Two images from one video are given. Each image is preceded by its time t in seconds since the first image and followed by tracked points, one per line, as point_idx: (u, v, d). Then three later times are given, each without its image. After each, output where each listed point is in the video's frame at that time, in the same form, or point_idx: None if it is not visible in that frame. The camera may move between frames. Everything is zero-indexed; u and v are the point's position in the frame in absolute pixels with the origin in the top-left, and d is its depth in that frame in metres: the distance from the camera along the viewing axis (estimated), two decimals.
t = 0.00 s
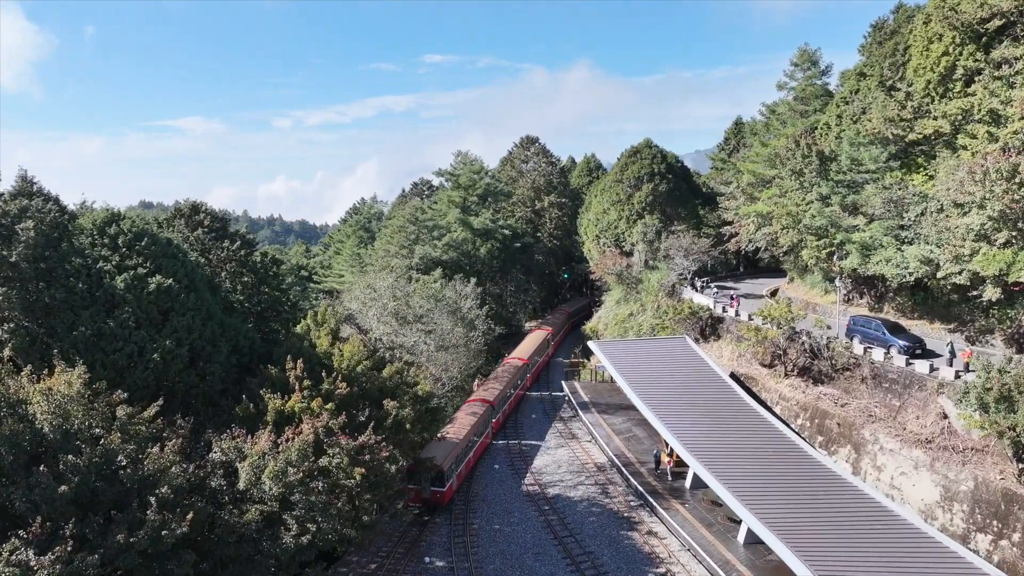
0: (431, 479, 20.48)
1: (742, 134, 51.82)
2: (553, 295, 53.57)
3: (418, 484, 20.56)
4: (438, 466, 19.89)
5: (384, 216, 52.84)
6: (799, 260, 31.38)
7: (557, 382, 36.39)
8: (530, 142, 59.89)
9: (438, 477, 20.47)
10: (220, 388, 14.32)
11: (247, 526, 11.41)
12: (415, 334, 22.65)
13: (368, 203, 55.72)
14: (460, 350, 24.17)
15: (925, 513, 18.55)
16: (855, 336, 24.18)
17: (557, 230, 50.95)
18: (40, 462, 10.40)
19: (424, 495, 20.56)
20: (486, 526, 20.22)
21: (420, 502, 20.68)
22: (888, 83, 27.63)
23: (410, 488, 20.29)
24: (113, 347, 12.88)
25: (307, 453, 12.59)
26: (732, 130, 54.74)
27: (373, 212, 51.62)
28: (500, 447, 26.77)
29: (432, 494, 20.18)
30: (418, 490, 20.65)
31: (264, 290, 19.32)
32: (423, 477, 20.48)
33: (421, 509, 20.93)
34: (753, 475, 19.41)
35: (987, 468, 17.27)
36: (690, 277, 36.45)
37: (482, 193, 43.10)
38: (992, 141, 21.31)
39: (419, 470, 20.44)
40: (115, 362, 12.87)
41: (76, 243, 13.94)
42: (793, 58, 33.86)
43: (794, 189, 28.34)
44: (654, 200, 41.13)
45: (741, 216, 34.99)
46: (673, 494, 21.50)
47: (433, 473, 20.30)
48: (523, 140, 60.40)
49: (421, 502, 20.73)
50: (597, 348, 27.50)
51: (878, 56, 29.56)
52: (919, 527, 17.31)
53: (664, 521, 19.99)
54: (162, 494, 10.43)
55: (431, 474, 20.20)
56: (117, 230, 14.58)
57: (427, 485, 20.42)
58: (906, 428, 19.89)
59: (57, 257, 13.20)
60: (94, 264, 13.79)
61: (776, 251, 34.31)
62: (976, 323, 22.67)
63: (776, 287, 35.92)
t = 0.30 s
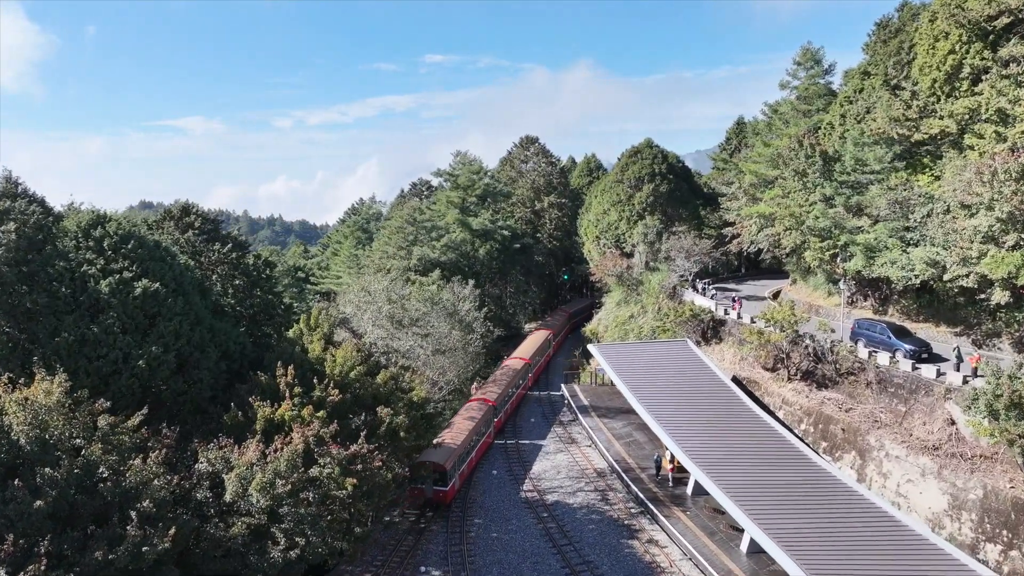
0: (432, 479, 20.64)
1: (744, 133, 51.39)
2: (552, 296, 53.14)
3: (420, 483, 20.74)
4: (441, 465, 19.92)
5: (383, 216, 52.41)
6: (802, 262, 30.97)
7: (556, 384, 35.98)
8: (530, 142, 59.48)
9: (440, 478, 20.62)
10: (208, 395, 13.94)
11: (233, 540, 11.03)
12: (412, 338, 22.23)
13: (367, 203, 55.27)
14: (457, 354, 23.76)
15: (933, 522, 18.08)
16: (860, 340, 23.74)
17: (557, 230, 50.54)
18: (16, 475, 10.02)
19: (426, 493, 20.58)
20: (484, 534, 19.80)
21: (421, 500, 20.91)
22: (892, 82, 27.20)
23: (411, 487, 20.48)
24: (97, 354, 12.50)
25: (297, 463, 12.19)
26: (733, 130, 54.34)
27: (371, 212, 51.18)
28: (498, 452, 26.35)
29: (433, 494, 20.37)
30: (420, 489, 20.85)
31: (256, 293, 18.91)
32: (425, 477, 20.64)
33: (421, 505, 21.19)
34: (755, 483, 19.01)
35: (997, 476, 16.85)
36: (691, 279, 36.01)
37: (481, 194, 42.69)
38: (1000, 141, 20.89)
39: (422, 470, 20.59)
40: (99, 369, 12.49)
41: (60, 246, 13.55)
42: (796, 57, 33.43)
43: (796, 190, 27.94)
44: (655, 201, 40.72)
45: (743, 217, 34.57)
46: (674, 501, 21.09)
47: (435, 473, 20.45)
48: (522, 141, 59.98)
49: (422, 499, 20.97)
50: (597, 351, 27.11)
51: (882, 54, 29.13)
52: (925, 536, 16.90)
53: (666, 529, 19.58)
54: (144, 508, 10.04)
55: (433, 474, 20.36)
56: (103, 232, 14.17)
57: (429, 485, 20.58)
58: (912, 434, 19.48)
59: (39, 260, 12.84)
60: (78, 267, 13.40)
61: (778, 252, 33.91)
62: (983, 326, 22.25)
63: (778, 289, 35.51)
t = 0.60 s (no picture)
0: (435, 478, 20.78)
1: (746, 133, 50.93)
2: (552, 298, 52.72)
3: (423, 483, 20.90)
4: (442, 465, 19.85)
5: (381, 217, 52.01)
6: (804, 264, 30.53)
7: (556, 387, 35.56)
8: (530, 142, 59.09)
9: (442, 477, 20.76)
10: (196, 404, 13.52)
11: (219, 556, 10.61)
12: (408, 342, 21.79)
13: (366, 204, 54.90)
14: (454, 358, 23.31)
15: (941, 532, 17.60)
16: (865, 343, 23.31)
17: (557, 231, 50.13)
18: None
19: (430, 493, 20.59)
20: (481, 542, 19.36)
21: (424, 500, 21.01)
22: (898, 81, 26.76)
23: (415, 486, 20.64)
24: (80, 361, 12.10)
25: (286, 475, 11.77)
26: (735, 130, 53.92)
27: (370, 213, 50.79)
28: (497, 457, 25.93)
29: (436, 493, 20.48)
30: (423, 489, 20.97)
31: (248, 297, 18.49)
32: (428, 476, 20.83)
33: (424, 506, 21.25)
34: (758, 491, 18.59)
35: (1007, 484, 16.40)
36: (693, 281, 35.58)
37: (480, 194, 42.27)
38: (1008, 141, 20.46)
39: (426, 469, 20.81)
40: (82, 377, 12.09)
41: (42, 250, 13.14)
42: (799, 56, 33.00)
43: (800, 191, 27.53)
44: (656, 201, 40.29)
45: (744, 218, 34.13)
46: (676, 509, 20.65)
47: (437, 472, 20.60)
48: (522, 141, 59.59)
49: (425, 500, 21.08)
50: (597, 355, 26.69)
51: (887, 53, 28.69)
52: (932, 546, 16.47)
53: (667, 537, 19.16)
54: (124, 524, 9.62)
55: (436, 473, 20.52)
56: (88, 235, 13.77)
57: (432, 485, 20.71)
58: (919, 441, 19.03)
59: (20, 265, 12.44)
60: (61, 272, 12.99)
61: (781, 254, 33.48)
62: (990, 330, 21.81)
63: (781, 291, 35.08)
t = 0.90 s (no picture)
0: (439, 477, 20.97)
1: (747, 134, 50.50)
2: (552, 299, 52.30)
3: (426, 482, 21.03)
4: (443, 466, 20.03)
5: (380, 218, 51.58)
6: (807, 266, 30.12)
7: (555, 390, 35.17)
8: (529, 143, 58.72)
9: (445, 476, 20.92)
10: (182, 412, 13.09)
11: (202, 573, 10.18)
12: (404, 346, 21.37)
13: (364, 204, 54.49)
14: (450, 363, 22.89)
15: (949, 542, 17.14)
16: (870, 347, 22.89)
17: (556, 232, 49.73)
18: None
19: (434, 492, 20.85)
20: (479, 551, 18.90)
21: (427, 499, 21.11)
22: (902, 80, 26.35)
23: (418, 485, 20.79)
24: (62, 369, 11.65)
25: (274, 486, 11.35)
26: (736, 130, 53.51)
27: (368, 214, 50.38)
28: (495, 463, 25.50)
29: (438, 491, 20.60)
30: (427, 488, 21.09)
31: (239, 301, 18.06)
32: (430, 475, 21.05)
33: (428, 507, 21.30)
34: (760, 499, 18.17)
35: (1017, 494, 15.94)
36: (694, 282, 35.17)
37: (479, 195, 41.85)
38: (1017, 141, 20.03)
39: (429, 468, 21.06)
40: (64, 386, 11.63)
41: (23, 254, 12.72)
42: (801, 55, 32.58)
43: (803, 192, 27.12)
44: (656, 202, 39.88)
45: (746, 219, 33.71)
46: (678, 517, 20.22)
47: (441, 471, 20.78)
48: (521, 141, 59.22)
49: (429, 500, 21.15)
50: (597, 359, 26.28)
51: (891, 52, 28.26)
52: (939, 557, 16.05)
53: (668, 546, 18.74)
54: (103, 541, 9.19)
55: (439, 471, 20.70)
56: (71, 238, 13.35)
57: (435, 483, 20.86)
58: (925, 447, 18.58)
59: None
60: (43, 277, 12.56)
61: (783, 256, 33.06)
62: (997, 333, 21.39)
63: (783, 293, 34.67)
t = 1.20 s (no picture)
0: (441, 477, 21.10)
1: (749, 134, 50.10)
2: (551, 301, 51.92)
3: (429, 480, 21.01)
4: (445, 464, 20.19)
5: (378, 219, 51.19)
6: (810, 268, 29.74)
7: (554, 393, 34.78)
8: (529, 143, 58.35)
9: (449, 475, 20.86)
10: (168, 421, 12.68)
11: None
12: (400, 350, 20.94)
13: (362, 205, 54.07)
14: (447, 367, 22.45)
15: (957, 552, 16.70)
16: (875, 352, 22.45)
17: (556, 233, 49.33)
18: None
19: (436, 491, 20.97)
20: (476, 560, 18.48)
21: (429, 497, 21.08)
22: (907, 80, 25.94)
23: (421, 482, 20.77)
24: (42, 377, 11.20)
25: (261, 499, 10.93)
26: (738, 130, 53.10)
27: (366, 214, 49.97)
28: (493, 468, 25.07)
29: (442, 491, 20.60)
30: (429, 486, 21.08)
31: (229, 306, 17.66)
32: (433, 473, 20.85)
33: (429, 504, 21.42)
34: (763, 508, 17.72)
35: None
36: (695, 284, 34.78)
37: (478, 196, 41.45)
38: None
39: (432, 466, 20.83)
40: (44, 395, 11.18)
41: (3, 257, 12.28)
42: (804, 53, 32.17)
43: (806, 193, 26.71)
44: (657, 203, 39.48)
45: (748, 220, 33.30)
46: (679, 525, 19.80)
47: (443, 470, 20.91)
48: (520, 141, 58.83)
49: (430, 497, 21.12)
50: (597, 362, 25.87)
51: (895, 51, 27.85)
52: (946, 568, 15.65)
53: (669, 555, 18.33)
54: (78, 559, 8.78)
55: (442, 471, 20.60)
56: (53, 241, 12.92)
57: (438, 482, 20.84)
58: (932, 454, 18.20)
59: None
60: (23, 281, 12.13)
61: (785, 257, 32.66)
62: (1005, 337, 20.98)
63: (785, 295, 34.28)
